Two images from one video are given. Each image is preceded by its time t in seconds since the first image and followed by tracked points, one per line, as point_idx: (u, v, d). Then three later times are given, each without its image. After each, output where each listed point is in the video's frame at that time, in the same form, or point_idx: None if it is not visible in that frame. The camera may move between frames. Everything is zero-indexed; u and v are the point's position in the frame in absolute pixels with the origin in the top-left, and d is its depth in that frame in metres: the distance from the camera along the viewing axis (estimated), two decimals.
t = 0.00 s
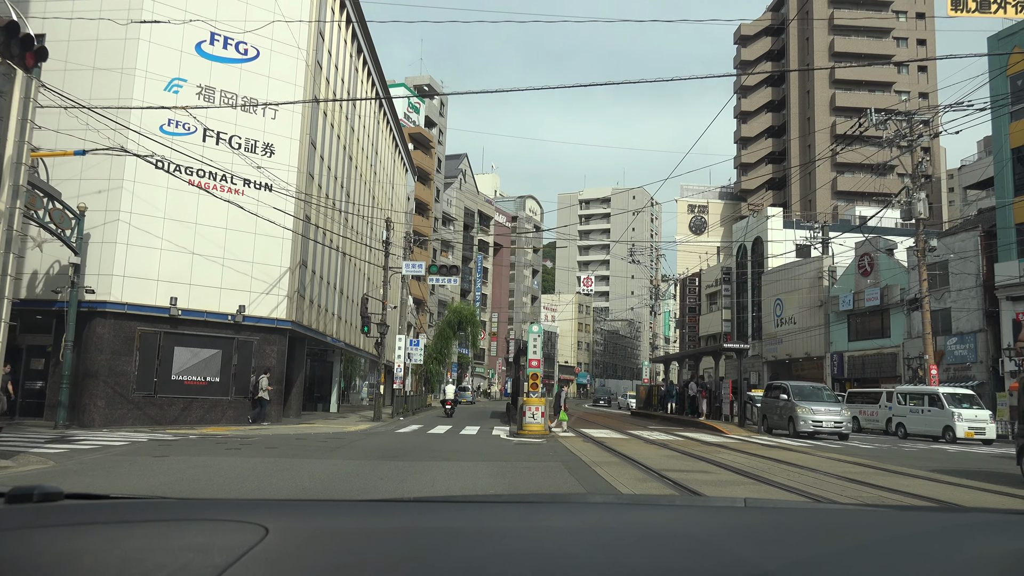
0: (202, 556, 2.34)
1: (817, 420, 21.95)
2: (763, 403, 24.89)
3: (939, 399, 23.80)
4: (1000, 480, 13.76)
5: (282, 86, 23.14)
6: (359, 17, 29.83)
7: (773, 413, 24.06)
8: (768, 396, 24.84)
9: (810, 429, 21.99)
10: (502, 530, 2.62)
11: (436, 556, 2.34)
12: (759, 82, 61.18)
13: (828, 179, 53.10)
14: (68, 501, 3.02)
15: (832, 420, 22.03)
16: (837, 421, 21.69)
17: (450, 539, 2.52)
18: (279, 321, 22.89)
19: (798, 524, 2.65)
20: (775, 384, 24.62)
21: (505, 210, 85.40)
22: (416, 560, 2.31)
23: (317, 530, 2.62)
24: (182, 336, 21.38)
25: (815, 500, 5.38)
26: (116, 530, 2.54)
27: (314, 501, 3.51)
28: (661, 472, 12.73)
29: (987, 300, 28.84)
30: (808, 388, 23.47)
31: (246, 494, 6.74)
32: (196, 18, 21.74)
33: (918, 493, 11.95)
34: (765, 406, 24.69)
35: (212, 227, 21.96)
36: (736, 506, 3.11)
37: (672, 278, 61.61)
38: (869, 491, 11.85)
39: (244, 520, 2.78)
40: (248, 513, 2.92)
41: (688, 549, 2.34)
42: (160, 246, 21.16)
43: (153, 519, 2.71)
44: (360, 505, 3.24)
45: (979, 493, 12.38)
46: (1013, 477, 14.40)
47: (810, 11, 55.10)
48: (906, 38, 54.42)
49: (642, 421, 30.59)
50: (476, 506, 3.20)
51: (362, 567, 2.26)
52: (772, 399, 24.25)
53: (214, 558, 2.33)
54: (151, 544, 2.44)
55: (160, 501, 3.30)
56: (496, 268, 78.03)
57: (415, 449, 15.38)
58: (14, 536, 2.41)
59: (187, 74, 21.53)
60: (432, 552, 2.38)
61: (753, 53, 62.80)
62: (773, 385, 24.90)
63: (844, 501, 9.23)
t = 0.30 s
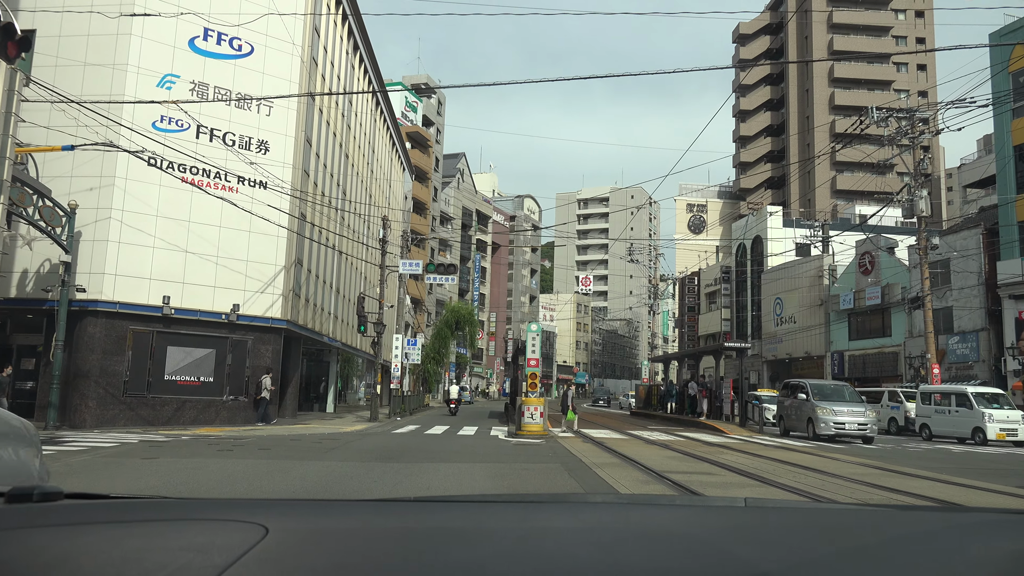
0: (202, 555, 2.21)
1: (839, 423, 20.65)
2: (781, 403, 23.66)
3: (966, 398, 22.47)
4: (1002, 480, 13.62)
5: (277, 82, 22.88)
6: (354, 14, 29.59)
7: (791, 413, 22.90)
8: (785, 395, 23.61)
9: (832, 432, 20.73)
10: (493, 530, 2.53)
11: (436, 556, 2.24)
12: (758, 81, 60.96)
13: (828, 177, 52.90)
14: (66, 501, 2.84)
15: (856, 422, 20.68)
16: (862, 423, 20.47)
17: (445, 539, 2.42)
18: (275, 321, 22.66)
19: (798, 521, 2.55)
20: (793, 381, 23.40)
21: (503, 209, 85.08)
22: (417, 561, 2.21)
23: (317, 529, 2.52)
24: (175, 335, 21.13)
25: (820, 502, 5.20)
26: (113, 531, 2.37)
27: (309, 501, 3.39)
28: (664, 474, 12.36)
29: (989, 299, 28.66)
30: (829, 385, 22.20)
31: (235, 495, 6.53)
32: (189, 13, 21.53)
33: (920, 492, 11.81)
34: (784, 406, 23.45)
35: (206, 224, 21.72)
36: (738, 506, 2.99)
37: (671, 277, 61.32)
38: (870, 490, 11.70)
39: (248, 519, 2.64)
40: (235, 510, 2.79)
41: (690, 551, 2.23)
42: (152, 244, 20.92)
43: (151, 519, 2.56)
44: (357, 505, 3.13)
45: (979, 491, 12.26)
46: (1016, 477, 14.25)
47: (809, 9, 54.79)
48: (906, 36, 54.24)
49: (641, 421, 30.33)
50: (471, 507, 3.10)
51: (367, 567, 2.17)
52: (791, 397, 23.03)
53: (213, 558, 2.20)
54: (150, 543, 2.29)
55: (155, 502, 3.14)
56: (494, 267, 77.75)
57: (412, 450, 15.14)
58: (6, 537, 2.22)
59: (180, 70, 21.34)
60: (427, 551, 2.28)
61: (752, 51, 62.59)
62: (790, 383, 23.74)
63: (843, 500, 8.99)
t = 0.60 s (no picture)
0: (202, 556, 2.29)
1: (865, 428, 19.08)
2: (800, 403, 22.11)
3: (999, 399, 21.48)
4: (1000, 481, 13.59)
5: (272, 77, 22.74)
6: (351, 10, 29.46)
7: (811, 415, 21.38)
8: (805, 395, 22.04)
9: (856, 437, 19.23)
10: (497, 529, 2.59)
11: (446, 552, 2.36)
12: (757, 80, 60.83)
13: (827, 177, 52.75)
14: (70, 501, 2.96)
15: (884, 426, 19.10)
16: (888, 427, 18.84)
17: (440, 538, 2.48)
18: (270, 321, 22.37)
19: (795, 523, 2.82)
20: (813, 381, 21.76)
21: (500, 209, 84.78)
22: (413, 562, 2.29)
23: (321, 527, 2.55)
24: (168, 335, 21.03)
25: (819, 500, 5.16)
26: (118, 530, 2.45)
27: (311, 502, 3.41)
28: (666, 477, 12.10)
29: (991, 298, 28.51)
30: (851, 386, 20.59)
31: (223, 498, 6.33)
32: (183, 9, 21.60)
33: (918, 492, 11.79)
34: (803, 407, 21.91)
35: (200, 222, 21.66)
36: (732, 506, 3.28)
37: (670, 278, 61.11)
38: (868, 491, 11.66)
39: (249, 519, 2.68)
40: (243, 510, 2.87)
41: (691, 550, 2.46)
42: (145, 242, 20.89)
43: (146, 519, 2.62)
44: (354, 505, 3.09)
45: (975, 491, 12.23)
46: (1015, 477, 14.22)
47: (808, 8, 54.54)
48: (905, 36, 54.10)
49: (641, 422, 30.14)
50: (473, 507, 3.12)
51: (364, 568, 2.24)
52: (811, 397, 21.41)
53: (214, 558, 2.27)
54: (151, 543, 2.37)
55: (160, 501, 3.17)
56: (492, 267, 77.52)
57: (410, 451, 15.01)
58: (8, 538, 2.30)
59: (174, 66, 21.37)
60: (437, 544, 2.43)
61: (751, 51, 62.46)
62: (809, 382, 22.19)
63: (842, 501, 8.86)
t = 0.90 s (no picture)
0: (203, 555, 2.12)
1: (894, 432, 17.48)
2: (820, 403, 20.45)
3: None
4: (1004, 481, 13.37)
5: (268, 72, 22.71)
6: (349, 6, 29.34)
7: (831, 415, 19.69)
8: (825, 394, 20.36)
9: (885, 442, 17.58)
10: (490, 529, 2.37)
11: (446, 552, 2.17)
12: (757, 79, 60.60)
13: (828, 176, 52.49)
14: (71, 501, 2.70)
15: (916, 430, 17.47)
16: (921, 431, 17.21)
17: (445, 539, 2.26)
18: (265, 318, 22.29)
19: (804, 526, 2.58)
20: (835, 379, 20.06)
21: (500, 208, 84.51)
22: (412, 561, 2.11)
23: (327, 527, 2.35)
24: (162, 334, 20.80)
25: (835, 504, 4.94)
26: (118, 530, 2.24)
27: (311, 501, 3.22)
28: (669, 478, 11.78)
29: (994, 298, 28.32)
30: (877, 385, 18.93)
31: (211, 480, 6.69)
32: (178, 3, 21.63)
33: (922, 493, 11.57)
34: (823, 407, 20.27)
35: (195, 218, 21.70)
36: (732, 507, 3.07)
37: (669, 277, 60.86)
38: (869, 491, 11.45)
39: (249, 519, 2.48)
40: (250, 511, 2.58)
41: (687, 552, 2.28)
42: (139, 238, 21.03)
43: (144, 518, 2.41)
44: (361, 504, 2.89)
45: (976, 491, 12.05)
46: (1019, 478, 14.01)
47: (808, 7, 54.27)
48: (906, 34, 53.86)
49: (641, 421, 29.94)
50: (472, 506, 2.90)
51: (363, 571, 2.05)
52: (833, 397, 19.68)
53: (214, 558, 2.11)
54: (150, 542, 2.19)
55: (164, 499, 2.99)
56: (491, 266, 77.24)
57: (408, 451, 14.75)
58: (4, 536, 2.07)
59: (169, 60, 21.44)
60: (436, 543, 2.24)
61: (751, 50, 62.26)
62: (830, 381, 20.50)
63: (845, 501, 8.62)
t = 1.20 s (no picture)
0: (202, 554, 2.31)
1: (929, 434, 15.97)
2: (845, 402, 18.89)
3: None
4: (1002, 479, 13.33)
5: (263, 67, 22.71)
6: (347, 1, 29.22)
7: (856, 415, 18.24)
8: (850, 392, 18.84)
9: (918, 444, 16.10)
10: (494, 528, 2.60)
11: (446, 551, 2.35)
12: (757, 77, 60.46)
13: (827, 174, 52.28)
14: (69, 498, 2.99)
15: (953, 432, 15.96)
16: (956, 433, 15.82)
17: (438, 540, 2.45)
18: (263, 317, 22.28)
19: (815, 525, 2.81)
20: (859, 376, 18.59)
21: (499, 207, 84.36)
22: (411, 559, 2.27)
23: (319, 527, 2.56)
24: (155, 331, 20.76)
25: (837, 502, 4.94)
26: (116, 529, 2.49)
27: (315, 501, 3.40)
28: (665, 477, 11.81)
29: (996, 296, 28.13)
30: (905, 382, 17.51)
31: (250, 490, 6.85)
32: None
33: (918, 490, 11.58)
34: (848, 407, 18.75)
35: (189, 215, 21.81)
36: (742, 508, 3.31)
37: (668, 275, 60.69)
38: (863, 488, 11.45)
39: (247, 518, 2.70)
40: (253, 510, 2.85)
41: (683, 550, 2.47)
42: (133, 235, 21.13)
43: (151, 518, 2.65)
44: (361, 504, 3.08)
45: (971, 488, 12.05)
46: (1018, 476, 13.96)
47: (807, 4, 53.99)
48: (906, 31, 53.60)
49: (640, 420, 29.81)
50: (476, 506, 3.12)
51: (362, 567, 2.22)
52: (858, 396, 18.20)
53: (213, 557, 2.29)
54: (150, 542, 2.39)
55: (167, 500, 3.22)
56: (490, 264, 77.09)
57: (406, 450, 14.78)
58: (3, 537, 2.34)
59: (163, 55, 21.56)
60: (437, 543, 2.42)
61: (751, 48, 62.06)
62: (853, 377, 19.05)
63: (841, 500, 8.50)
